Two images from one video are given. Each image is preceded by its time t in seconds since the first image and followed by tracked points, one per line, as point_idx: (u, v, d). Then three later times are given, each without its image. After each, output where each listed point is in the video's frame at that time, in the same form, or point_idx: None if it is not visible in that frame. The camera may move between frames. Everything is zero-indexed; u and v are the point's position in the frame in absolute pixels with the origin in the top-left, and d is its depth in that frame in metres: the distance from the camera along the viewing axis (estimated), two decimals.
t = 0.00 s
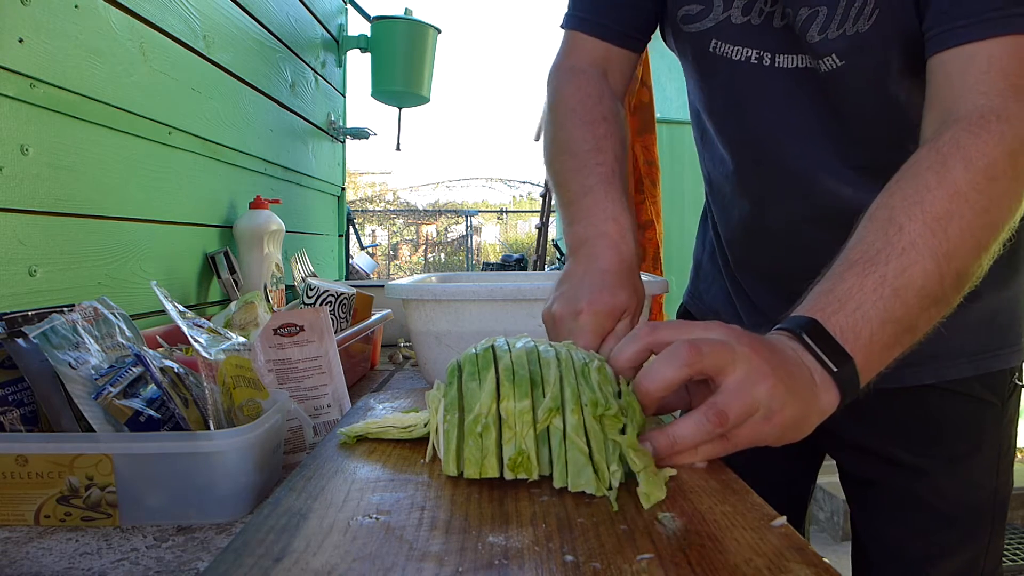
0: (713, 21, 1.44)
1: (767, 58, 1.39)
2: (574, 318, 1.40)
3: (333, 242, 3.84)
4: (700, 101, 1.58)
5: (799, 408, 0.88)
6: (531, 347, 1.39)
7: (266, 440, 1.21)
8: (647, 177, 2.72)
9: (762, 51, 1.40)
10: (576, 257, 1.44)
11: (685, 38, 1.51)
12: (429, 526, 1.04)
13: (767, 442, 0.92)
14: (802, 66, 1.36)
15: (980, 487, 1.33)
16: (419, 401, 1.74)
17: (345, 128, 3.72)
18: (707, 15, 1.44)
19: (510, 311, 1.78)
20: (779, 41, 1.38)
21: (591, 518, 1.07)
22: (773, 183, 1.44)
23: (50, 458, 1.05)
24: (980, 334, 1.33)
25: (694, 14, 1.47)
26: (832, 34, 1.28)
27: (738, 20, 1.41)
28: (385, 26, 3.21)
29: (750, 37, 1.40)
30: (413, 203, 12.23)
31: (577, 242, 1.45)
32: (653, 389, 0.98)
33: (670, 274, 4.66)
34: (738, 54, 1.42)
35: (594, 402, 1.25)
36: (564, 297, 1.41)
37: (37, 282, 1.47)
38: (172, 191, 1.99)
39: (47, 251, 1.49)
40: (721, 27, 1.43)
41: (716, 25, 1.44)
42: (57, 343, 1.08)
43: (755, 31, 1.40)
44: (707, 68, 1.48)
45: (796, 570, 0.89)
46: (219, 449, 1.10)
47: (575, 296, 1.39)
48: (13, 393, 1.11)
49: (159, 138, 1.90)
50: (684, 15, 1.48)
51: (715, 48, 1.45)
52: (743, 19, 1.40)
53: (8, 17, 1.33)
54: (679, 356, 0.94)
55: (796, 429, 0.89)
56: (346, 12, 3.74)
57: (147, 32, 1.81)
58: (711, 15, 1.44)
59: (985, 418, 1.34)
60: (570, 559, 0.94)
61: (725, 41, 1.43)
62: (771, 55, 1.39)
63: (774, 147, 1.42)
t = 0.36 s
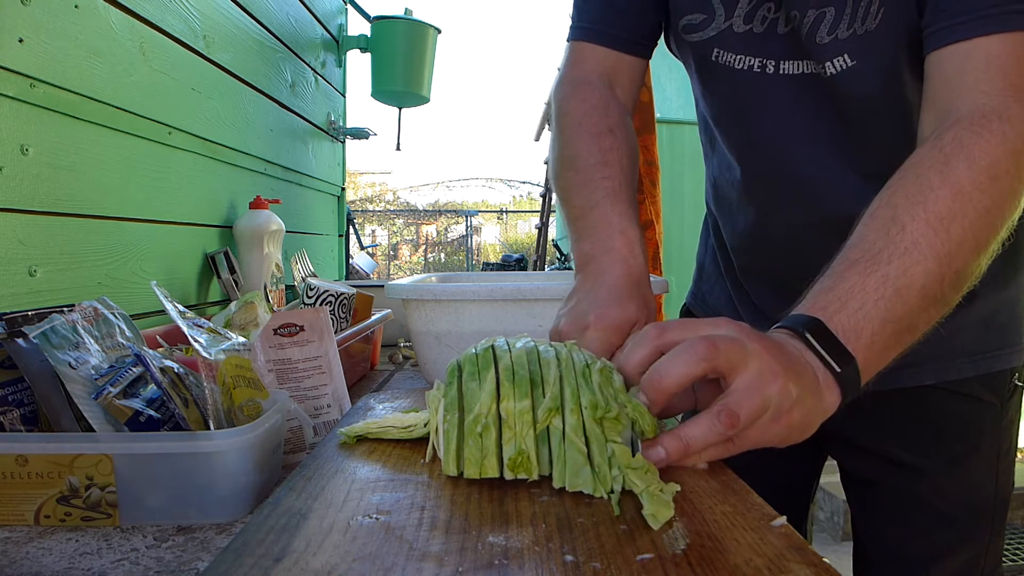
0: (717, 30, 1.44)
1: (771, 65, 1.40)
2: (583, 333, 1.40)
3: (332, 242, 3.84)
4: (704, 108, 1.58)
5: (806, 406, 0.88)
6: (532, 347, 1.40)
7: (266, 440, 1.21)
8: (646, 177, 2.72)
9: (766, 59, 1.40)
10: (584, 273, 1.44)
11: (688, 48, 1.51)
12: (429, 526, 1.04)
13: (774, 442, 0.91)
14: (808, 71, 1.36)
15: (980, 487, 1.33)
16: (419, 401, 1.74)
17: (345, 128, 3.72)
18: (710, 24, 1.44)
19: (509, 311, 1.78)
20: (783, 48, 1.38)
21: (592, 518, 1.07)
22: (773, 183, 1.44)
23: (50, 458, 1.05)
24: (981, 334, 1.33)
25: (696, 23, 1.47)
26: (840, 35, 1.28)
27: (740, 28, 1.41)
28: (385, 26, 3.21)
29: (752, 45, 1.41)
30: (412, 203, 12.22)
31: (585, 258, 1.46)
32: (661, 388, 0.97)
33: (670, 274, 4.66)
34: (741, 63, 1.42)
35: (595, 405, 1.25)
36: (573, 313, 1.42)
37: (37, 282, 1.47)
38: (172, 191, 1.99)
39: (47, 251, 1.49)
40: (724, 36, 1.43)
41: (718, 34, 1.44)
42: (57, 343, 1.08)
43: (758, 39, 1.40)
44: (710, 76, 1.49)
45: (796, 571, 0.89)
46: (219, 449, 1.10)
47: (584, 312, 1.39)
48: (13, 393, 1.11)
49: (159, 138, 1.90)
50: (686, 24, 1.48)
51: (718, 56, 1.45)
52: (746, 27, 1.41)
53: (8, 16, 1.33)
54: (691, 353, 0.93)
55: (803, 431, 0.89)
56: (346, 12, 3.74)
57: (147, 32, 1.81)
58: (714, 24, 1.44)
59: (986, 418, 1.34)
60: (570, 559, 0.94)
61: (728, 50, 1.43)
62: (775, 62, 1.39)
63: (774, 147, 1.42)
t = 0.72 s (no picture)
0: (714, 27, 1.44)
1: (769, 62, 1.39)
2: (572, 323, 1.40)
3: (332, 242, 3.84)
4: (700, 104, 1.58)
5: (859, 416, 0.79)
6: (530, 347, 1.39)
7: (266, 440, 1.21)
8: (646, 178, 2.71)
9: (763, 56, 1.40)
10: (569, 262, 1.45)
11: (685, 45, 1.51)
12: (429, 526, 1.04)
13: (826, 459, 0.82)
14: (808, 69, 1.36)
15: (983, 488, 1.33)
16: (419, 401, 1.74)
17: (345, 128, 3.72)
18: (707, 21, 1.45)
19: (509, 311, 1.78)
20: (782, 45, 1.38)
21: (591, 518, 1.08)
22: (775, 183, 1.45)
23: (50, 458, 1.05)
24: (983, 335, 1.33)
25: (693, 20, 1.47)
26: (844, 29, 1.27)
27: (739, 25, 1.41)
28: (385, 26, 3.21)
29: (751, 42, 1.41)
30: (412, 203, 12.22)
31: (569, 246, 1.46)
32: (673, 410, 0.90)
33: (670, 273, 4.66)
34: (739, 60, 1.42)
35: (587, 406, 1.27)
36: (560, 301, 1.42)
37: (37, 282, 1.47)
38: (172, 191, 1.99)
39: (47, 251, 1.49)
40: (722, 33, 1.43)
41: (716, 31, 1.44)
42: (57, 343, 1.08)
43: (757, 36, 1.40)
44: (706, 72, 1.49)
45: (796, 570, 0.89)
46: (219, 450, 1.10)
47: (570, 301, 1.40)
48: (13, 393, 1.11)
49: (159, 138, 1.90)
50: (683, 21, 1.49)
51: (715, 54, 1.45)
52: (744, 24, 1.41)
53: (8, 16, 1.33)
54: (745, 381, 0.79)
55: (859, 436, 0.81)
56: (346, 12, 3.74)
57: (147, 32, 1.81)
58: (712, 21, 1.44)
59: (987, 419, 1.34)
60: (569, 559, 0.94)
61: (726, 47, 1.43)
62: (773, 59, 1.39)
63: (774, 147, 1.42)
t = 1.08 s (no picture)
0: (702, 9, 1.41)
1: (753, 41, 1.33)
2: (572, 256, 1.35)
3: (332, 242, 3.84)
4: (695, 91, 1.55)
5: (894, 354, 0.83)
6: (530, 347, 1.40)
7: (266, 439, 1.21)
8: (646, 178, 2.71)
9: (747, 36, 1.34)
10: (570, 203, 1.45)
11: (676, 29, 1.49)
12: (429, 526, 1.04)
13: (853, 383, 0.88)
14: (792, 48, 1.28)
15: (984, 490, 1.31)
16: (419, 401, 1.74)
17: (346, 128, 3.72)
18: (696, 3, 1.42)
19: (509, 311, 1.78)
20: (767, 24, 1.31)
21: (592, 518, 1.08)
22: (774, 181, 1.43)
23: (51, 458, 1.05)
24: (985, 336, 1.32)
25: (683, 3, 1.45)
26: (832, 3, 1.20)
27: (723, 6, 1.37)
28: (385, 26, 3.21)
29: (735, 22, 1.35)
30: (412, 203, 12.22)
31: (569, 190, 1.47)
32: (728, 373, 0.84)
33: (670, 274, 4.66)
34: (722, 41, 1.37)
35: (591, 408, 1.27)
36: (564, 240, 1.39)
37: (38, 282, 1.47)
38: (172, 191, 1.99)
39: (47, 251, 1.49)
40: (708, 14, 1.40)
41: (702, 13, 1.41)
42: (57, 343, 1.08)
43: (741, 15, 1.35)
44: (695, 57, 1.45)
45: (796, 571, 0.89)
46: (219, 449, 1.10)
47: (573, 235, 1.36)
48: (13, 393, 1.11)
49: (159, 138, 1.90)
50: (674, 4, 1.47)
51: (702, 35, 1.41)
52: (729, 4, 1.36)
53: (8, 17, 1.33)
54: (822, 379, 0.76)
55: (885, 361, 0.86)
56: (346, 12, 3.74)
57: (147, 32, 1.81)
58: (700, 3, 1.41)
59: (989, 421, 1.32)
60: (570, 559, 0.94)
61: (711, 29, 1.39)
62: (758, 39, 1.33)
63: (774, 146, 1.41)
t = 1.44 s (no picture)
0: None
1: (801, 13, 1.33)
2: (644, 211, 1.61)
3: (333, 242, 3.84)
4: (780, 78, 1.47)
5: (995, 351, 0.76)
6: (531, 347, 1.40)
7: (266, 439, 1.21)
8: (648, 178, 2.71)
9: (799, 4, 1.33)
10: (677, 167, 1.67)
11: None
12: (429, 526, 1.04)
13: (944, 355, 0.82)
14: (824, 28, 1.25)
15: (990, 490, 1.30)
16: (419, 401, 1.74)
17: (346, 128, 3.72)
18: None
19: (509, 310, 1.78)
20: None
21: (592, 518, 1.08)
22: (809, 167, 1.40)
23: (50, 458, 1.05)
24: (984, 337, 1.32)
25: None
26: None
27: None
28: (385, 26, 3.21)
29: None
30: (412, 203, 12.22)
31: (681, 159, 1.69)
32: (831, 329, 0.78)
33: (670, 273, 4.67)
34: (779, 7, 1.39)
35: (591, 408, 1.27)
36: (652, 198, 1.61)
37: (37, 282, 1.46)
38: (172, 191, 1.99)
39: (46, 252, 1.49)
40: None
41: None
42: (57, 343, 1.08)
43: None
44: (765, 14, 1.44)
45: (796, 570, 0.89)
46: (219, 449, 1.10)
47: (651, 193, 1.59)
48: (13, 393, 1.10)
49: (159, 138, 1.90)
50: None
51: None
52: None
53: (8, 17, 1.33)
54: (887, 373, 0.74)
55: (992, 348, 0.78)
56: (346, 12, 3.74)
57: (147, 32, 1.81)
58: None
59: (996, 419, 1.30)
60: (570, 559, 0.94)
61: None
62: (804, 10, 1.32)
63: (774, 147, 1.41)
